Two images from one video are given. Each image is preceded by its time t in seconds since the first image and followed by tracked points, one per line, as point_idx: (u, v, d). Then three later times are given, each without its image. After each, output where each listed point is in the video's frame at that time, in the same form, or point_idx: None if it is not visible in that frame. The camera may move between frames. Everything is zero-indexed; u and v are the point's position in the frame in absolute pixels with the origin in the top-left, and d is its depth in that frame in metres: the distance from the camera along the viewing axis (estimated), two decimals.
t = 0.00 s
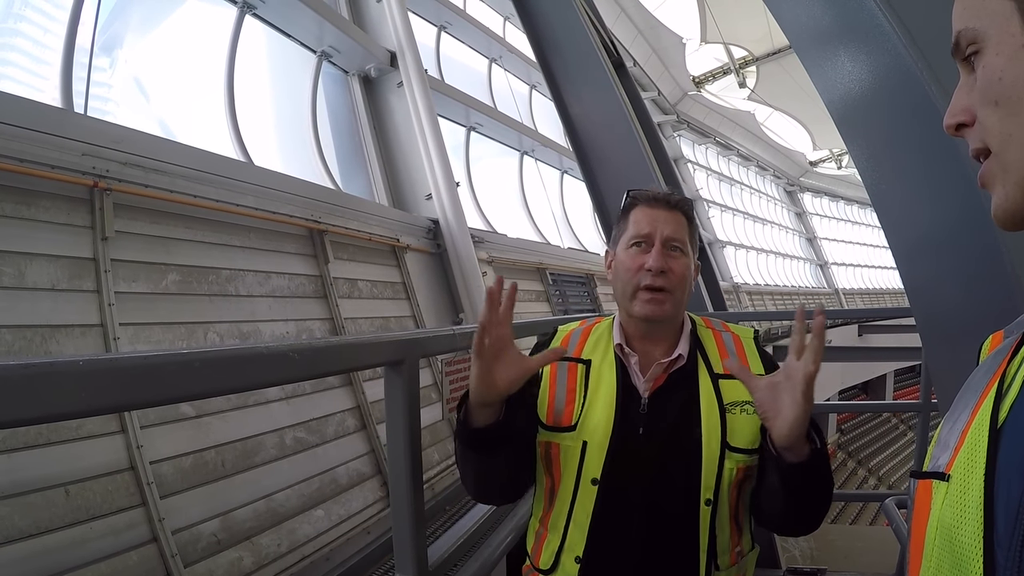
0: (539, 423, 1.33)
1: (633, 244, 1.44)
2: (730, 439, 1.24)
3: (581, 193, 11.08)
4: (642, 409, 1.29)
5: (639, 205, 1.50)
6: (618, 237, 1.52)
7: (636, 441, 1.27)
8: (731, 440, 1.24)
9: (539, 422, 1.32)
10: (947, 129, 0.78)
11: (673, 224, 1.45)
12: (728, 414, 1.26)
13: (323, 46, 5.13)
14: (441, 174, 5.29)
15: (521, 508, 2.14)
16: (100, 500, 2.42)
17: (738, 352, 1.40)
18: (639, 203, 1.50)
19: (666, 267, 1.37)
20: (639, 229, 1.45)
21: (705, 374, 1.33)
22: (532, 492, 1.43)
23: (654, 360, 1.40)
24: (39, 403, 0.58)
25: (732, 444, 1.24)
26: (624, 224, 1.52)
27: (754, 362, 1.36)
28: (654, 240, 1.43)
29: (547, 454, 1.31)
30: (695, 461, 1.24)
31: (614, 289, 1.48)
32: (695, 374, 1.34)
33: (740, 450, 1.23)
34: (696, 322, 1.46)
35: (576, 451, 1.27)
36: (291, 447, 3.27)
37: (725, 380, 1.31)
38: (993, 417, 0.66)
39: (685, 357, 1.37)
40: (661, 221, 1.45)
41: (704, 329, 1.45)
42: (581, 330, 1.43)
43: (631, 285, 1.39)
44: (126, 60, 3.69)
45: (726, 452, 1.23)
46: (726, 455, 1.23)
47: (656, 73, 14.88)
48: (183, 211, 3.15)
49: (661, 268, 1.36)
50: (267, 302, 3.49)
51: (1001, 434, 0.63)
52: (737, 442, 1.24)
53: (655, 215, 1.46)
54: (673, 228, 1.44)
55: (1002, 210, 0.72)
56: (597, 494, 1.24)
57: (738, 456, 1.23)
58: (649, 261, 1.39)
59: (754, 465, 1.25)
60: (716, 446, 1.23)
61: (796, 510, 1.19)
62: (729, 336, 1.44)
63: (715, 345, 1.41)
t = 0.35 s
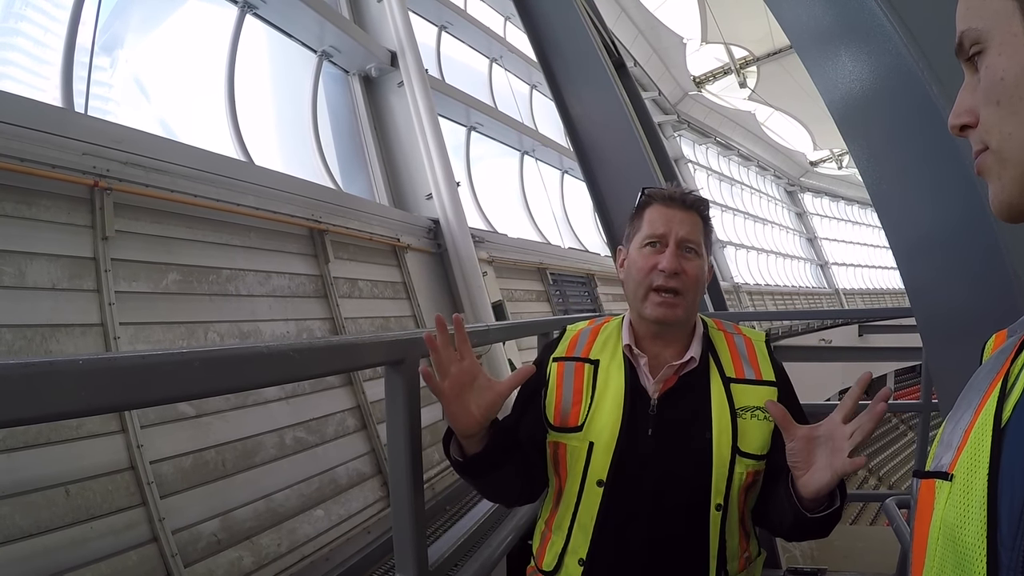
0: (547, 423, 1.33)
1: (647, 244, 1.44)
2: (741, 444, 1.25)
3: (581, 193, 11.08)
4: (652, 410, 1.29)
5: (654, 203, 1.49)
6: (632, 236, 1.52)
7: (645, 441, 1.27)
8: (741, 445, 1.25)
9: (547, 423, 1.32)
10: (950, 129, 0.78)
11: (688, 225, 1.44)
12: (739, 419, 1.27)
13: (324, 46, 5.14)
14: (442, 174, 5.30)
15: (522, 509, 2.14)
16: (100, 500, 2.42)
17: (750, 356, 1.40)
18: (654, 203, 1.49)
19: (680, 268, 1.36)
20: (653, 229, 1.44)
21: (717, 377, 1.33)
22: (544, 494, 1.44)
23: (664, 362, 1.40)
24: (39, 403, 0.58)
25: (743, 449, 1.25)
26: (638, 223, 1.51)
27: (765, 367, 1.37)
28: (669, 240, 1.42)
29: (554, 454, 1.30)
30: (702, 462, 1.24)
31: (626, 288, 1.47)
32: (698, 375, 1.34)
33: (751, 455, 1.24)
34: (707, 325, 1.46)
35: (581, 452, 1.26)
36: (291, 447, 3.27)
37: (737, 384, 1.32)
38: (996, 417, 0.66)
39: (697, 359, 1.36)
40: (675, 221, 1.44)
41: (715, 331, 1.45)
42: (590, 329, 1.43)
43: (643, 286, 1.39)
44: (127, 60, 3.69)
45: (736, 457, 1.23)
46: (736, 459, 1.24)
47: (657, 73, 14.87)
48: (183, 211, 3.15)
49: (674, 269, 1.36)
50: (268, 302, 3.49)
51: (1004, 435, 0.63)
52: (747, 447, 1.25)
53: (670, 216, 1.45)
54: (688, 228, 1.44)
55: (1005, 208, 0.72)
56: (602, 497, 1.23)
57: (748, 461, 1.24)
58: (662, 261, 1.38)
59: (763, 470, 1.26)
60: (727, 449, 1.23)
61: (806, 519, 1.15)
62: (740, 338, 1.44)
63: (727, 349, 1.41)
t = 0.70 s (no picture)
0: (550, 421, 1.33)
1: (654, 243, 1.44)
2: (744, 445, 1.25)
3: (581, 193, 11.07)
4: (654, 409, 1.29)
5: (661, 202, 1.49)
6: (639, 235, 1.51)
7: (647, 440, 1.27)
8: (744, 446, 1.25)
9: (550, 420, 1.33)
10: (946, 129, 0.78)
11: (695, 224, 1.44)
12: (743, 419, 1.27)
13: (324, 46, 5.14)
14: (442, 174, 5.30)
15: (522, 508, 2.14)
16: (101, 500, 2.42)
17: (755, 357, 1.39)
18: (661, 202, 1.49)
19: (687, 267, 1.37)
20: (661, 228, 1.44)
21: (721, 377, 1.33)
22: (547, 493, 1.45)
23: (668, 360, 1.40)
24: (40, 401, 0.59)
25: (746, 450, 1.24)
26: (645, 222, 1.51)
27: (770, 368, 1.37)
28: (676, 239, 1.42)
29: (557, 451, 1.31)
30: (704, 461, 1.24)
31: (632, 287, 1.47)
32: (699, 374, 1.34)
33: (754, 456, 1.24)
34: (712, 325, 1.45)
35: (583, 449, 1.27)
36: (291, 447, 3.27)
37: (740, 386, 1.31)
38: (994, 415, 0.66)
39: (702, 359, 1.36)
40: (683, 220, 1.44)
41: (720, 332, 1.45)
42: (596, 329, 1.44)
43: (650, 284, 1.39)
44: (126, 60, 3.69)
45: (739, 457, 1.24)
46: (739, 460, 1.24)
47: (656, 72, 14.86)
48: (183, 211, 3.15)
49: (681, 267, 1.36)
50: (268, 301, 3.50)
51: (1002, 432, 0.63)
52: (750, 448, 1.25)
53: (677, 214, 1.45)
54: (695, 227, 1.44)
55: (1000, 207, 0.73)
56: (603, 494, 1.24)
57: (751, 462, 1.24)
58: (669, 260, 1.38)
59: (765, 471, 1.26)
60: (729, 449, 1.24)
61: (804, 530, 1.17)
62: (746, 340, 1.43)
63: (732, 349, 1.40)
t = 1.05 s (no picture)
0: (552, 421, 1.34)
1: (658, 242, 1.44)
2: (747, 447, 1.24)
3: (580, 193, 11.07)
4: (657, 409, 1.30)
5: (665, 202, 1.49)
6: (642, 234, 1.51)
7: (648, 441, 1.27)
8: (747, 448, 1.24)
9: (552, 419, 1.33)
10: (947, 128, 0.78)
11: (699, 224, 1.44)
12: (745, 421, 1.27)
13: (322, 46, 5.14)
14: (440, 174, 5.30)
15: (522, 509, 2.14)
16: (99, 501, 2.42)
17: (759, 358, 1.39)
18: (665, 202, 1.49)
19: (691, 266, 1.37)
20: (665, 228, 1.44)
21: (724, 379, 1.32)
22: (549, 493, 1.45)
23: (671, 360, 1.41)
24: (40, 401, 0.59)
25: (748, 452, 1.24)
26: (649, 221, 1.51)
27: (774, 369, 1.36)
28: (680, 238, 1.43)
29: (558, 451, 1.32)
30: (705, 462, 1.24)
31: (635, 286, 1.47)
32: (701, 376, 1.33)
33: (757, 459, 1.24)
34: (716, 326, 1.45)
35: (584, 450, 1.27)
36: (291, 447, 3.27)
37: (744, 387, 1.31)
38: (995, 415, 0.66)
39: (705, 360, 1.36)
40: (687, 219, 1.44)
41: (724, 332, 1.44)
42: (600, 329, 1.44)
43: (654, 283, 1.39)
44: (124, 61, 3.69)
45: (742, 460, 1.23)
46: (741, 462, 1.24)
47: (655, 73, 14.88)
48: (182, 211, 3.15)
49: (685, 266, 1.36)
50: (267, 302, 3.49)
51: (1003, 432, 0.64)
52: (753, 450, 1.24)
53: (681, 213, 1.45)
54: (699, 227, 1.44)
55: (1000, 206, 0.73)
56: (603, 494, 1.24)
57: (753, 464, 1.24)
58: (673, 259, 1.38)
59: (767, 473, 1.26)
60: (731, 451, 1.24)
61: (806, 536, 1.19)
62: (750, 340, 1.42)
63: (736, 350, 1.40)
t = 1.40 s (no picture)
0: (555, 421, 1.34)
1: (665, 241, 1.44)
2: (751, 448, 1.24)
3: (579, 193, 11.07)
4: (662, 409, 1.29)
5: (672, 201, 1.50)
6: (648, 233, 1.51)
7: (653, 442, 1.27)
8: (752, 448, 1.24)
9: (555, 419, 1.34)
10: (946, 130, 0.78)
11: (706, 223, 1.45)
12: (750, 422, 1.27)
13: (322, 46, 5.14)
14: (440, 174, 5.30)
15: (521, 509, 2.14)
16: (98, 500, 2.42)
17: (761, 359, 1.39)
18: (672, 200, 1.50)
19: (699, 265, 1.37)
20: (672, 226, 1.44)
21: (728, 379, 1.32)
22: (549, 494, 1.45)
23: (675, 360, 1.41)
24: (39, 401, 0.58)
25: (754, 452, 1.24)
26: (655, 220, 1.51)
27: (775, 370, 1.37)
28: (687, 237, 1.43)
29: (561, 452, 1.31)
30: (707, 464, 1.24)
31: (641, 284, 1.46)
32: (702, 376, 1.33)
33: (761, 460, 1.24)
34: (718, 326, 1.46)
35: (588, 449, 1.27)
36: (290, 447, 3.27)
37: (747, 388, 1.31)
38: (994, 416, 0.66)
39: (709, 360, 1.36)
40: (694, 219, 1.45)
41: (726, 333, 1.44)
42: (601, 327, 1.44)
43: (660, 282, 1.38)
44: (124, 60, 3.68)
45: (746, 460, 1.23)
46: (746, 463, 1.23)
47: (655, 73, 14.87)
48: (181, 211, 3.15)
49: (693, 265, 1.36)
50: (266, 301, 3.49)
51: (1002, 433, 0.64)
52: (757, 450, 1.24)
53: (688, 213, 1.46)
54: (706, 226, 1.45)
55: (1000, 207, 0.72)
56: (608, 495, 1.24)
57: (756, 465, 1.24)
58: (681, 258, 1.38)
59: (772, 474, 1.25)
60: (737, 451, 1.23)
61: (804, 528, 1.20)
62: (752, 342, 1.43)
63: (739, 351, 1.40)
